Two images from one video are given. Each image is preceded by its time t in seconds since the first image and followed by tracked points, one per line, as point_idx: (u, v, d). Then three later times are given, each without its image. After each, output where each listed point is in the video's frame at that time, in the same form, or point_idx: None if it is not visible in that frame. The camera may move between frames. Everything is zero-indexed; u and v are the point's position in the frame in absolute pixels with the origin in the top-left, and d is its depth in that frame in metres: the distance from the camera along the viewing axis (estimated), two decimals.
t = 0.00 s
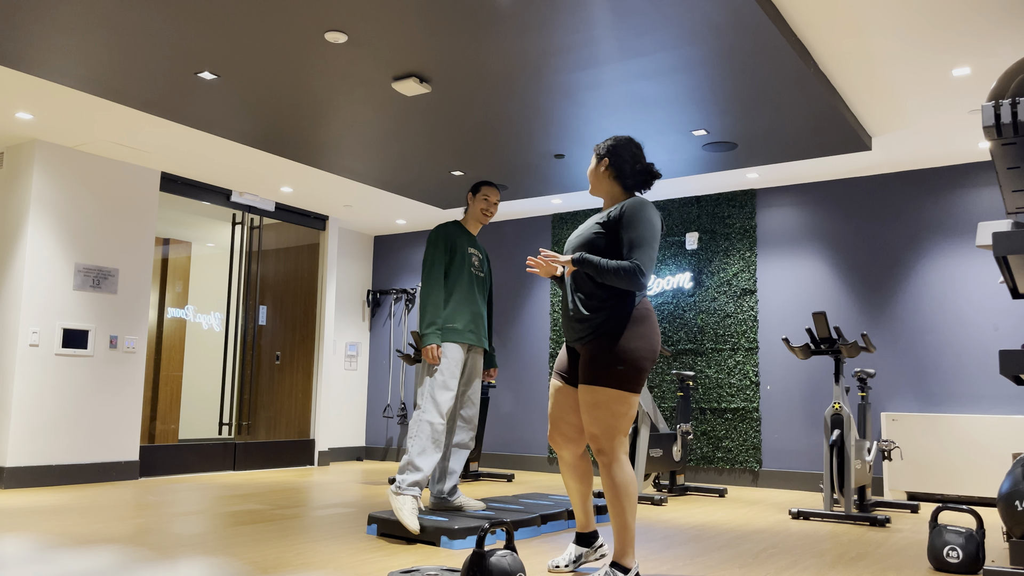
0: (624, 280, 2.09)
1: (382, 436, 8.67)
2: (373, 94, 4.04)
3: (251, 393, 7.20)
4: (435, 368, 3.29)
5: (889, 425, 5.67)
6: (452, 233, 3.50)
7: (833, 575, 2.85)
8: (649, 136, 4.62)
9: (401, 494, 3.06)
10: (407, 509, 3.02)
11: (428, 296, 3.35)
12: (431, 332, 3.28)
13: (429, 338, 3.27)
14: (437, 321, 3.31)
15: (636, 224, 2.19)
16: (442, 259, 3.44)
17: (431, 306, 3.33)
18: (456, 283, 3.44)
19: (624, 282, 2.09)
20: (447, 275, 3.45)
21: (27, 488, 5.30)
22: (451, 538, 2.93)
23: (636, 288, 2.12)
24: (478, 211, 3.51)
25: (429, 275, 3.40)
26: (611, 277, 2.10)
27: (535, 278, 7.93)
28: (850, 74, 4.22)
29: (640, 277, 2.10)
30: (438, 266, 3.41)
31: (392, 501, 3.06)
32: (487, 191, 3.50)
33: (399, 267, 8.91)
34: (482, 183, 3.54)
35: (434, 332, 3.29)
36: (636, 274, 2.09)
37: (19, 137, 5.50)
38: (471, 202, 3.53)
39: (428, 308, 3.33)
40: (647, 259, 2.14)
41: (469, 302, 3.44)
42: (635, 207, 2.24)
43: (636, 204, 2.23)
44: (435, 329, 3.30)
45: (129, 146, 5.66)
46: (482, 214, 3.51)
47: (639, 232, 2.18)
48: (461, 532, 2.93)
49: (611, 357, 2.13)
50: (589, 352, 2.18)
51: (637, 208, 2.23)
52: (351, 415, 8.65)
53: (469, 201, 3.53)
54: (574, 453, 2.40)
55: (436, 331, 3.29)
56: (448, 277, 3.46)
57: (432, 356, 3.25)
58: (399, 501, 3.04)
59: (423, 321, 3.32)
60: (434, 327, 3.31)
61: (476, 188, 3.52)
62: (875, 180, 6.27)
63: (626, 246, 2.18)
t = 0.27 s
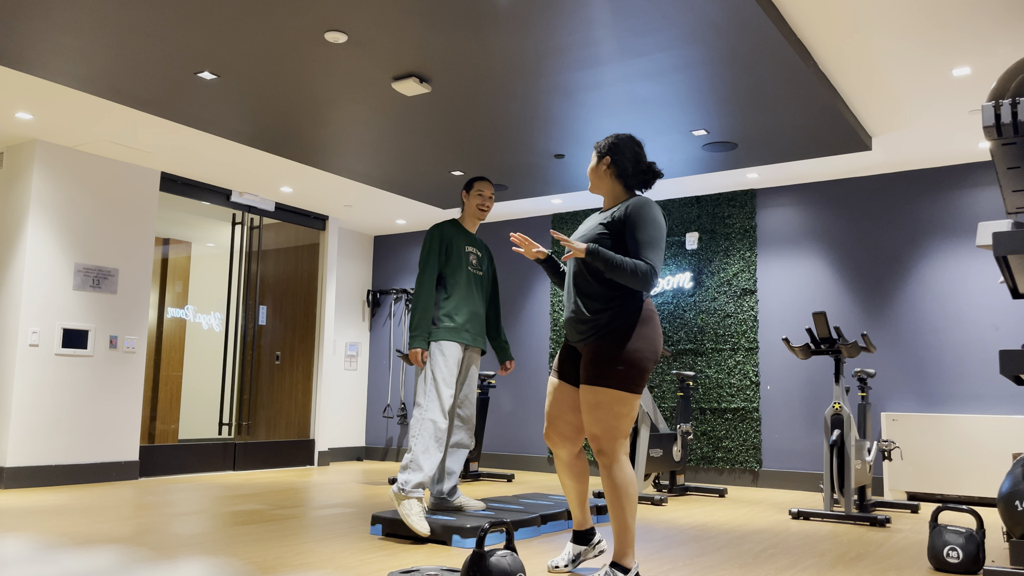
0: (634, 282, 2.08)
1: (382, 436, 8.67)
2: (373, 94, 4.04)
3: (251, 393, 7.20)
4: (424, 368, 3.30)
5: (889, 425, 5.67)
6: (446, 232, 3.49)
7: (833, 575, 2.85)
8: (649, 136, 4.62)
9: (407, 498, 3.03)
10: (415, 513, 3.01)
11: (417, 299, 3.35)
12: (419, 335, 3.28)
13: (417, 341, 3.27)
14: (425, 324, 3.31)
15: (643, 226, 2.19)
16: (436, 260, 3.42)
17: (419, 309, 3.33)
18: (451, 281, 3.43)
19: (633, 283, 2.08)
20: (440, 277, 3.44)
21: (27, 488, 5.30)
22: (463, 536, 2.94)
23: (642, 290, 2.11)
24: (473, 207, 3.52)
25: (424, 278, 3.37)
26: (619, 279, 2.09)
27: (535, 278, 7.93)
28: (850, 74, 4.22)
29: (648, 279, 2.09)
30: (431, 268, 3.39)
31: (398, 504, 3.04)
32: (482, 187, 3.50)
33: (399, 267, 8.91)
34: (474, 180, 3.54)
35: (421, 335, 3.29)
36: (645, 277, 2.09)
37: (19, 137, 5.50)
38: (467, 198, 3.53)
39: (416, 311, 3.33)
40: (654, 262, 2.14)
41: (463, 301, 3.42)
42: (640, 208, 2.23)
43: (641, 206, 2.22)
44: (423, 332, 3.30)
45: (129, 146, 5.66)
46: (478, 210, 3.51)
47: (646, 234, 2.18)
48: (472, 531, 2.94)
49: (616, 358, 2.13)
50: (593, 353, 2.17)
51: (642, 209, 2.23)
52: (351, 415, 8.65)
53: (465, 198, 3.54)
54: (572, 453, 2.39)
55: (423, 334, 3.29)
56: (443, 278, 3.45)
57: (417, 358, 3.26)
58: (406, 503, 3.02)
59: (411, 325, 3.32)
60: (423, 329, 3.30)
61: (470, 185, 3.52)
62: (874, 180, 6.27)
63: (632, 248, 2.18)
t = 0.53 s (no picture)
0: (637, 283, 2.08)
1: (382, 436, 8.67)
2: (373, 94, 4.04)
3: (251, 393, 7.20)
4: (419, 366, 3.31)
5: (889, 425, 5.66)
6: (439, 231, 3.47)
7: (833, 575, 2.85)
8: (649, 136, 4.62)
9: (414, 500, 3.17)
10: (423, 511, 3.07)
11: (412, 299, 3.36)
12: (414, 335, 3.29)
13: (412, 342, 3.27)
14: (419, 324, 3.32)
15: (644, 227, 2.19)
16: (429, 262, 3.42)
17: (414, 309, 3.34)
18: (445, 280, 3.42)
19: (638, 284, 2.08)
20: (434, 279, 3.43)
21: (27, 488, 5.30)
22: (467, 536, 2.93)
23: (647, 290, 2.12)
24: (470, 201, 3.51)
25: (417, 281, 3.37)
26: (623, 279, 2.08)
27: (535, 278, 7.93)
28: (850, 74, 4.22)
29: (651, 280, 2.10)
30: (424, 272, 3.39)
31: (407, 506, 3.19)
32: (477, 180, 3.50)
33: (399, 266, 8.91)
34: (468, 172, 3.54)
35: (416, 336, 3.29)
36: (648, 278, 2.09)
37: (19, 137, 5.50)
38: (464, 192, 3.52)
39: (411, 311, 3.33)
40: (657, 262, 2.14)
41: (457, 300, 3.41)
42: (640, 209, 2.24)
43: (641, 206, 2.23)
44: (418, 332, 3.30)
45: (128, 146, 5.66)
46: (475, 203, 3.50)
47: (647, 235, 2.18)
48: (475, 530, 2.93)
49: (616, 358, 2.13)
50: (593, 353, 2.17)
51: (642, 209, 2.23)
52: (351, 415, 8.65)
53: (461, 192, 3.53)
54: (572, 453, 2.38)
55: (418, 334, 3.30)
56: (437, 278, 3.45)
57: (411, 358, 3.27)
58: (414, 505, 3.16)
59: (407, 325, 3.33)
60: (418, 330, 3.31)
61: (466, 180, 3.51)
62: (875, 180, 6.27)
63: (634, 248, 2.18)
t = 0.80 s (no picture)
0: (631, 280, 2.07)
1: (382, 436, 8.67)
2: (374, 94, 4.04)
3: (251, 393, 7.20)
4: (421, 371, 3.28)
5: (889, 425, 5.66)
6: (431, 228, 3.43)
7: (833, 575, 2.85)
8: (649, 136, 4.62)
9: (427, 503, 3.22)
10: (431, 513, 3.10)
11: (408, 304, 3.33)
12: (413, 340, 3.25)
13: (411, 347, 3.24)
14: (418, 330, 3.28)
15: (639, 226, 2.19)
16: (422, 261, 3.38)
17: (411, 314, 3.30)
18: (443, 279, 3.39)
19: (630, 282, 2.08)
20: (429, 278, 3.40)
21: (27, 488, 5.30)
22: (467, 536, 2.94)
23: (639, 289, 2.11)
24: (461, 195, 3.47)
25: (412, 283, 3.35)
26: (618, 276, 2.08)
27: (535, 278, 7.93)
28: (849, 74, 4.22)
29: (646, 278, 2.09)
30: (419, 273, 3.36)
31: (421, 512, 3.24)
32: (468, 174, 3.45)
33: (399, 266, 8.91)
34: (456, 166, 3.48)
35: (414, 341, 3.26)
36: (643, 276, 2.08)
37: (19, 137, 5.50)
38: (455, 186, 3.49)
39: (408, 316, 3.30)
40: (652, 261, 2.14)
41: (454, 300, 3.38)
42: (636, 208, 2.24)
43: (637, 206, 2.23)
44: (416, 337, 3.27)
45: (128, 146, 5.66)
46: (465, 196, 3.45)
47: (641, 233, 2.18)
48: (475, 530, 2.94)
49: (613, 357, 2.13)
50: (590, 352, 2.17)
51: (638, 209, 2.23)
52: (351, 415, 8.65)
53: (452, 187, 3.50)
54: (564, 453, 2.38)
55: (417, 339, 3.26)
56: (433, 277, 3.41)
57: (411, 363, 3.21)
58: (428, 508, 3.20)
59: (405, 330, 3.30)
60: (416, 334, 3.28)
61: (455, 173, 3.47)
62: (874, 180, 6.27)
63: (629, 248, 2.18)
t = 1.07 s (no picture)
0: (625, 282, 2.07)
1: (382, 436, 8.67)
2: (373, 94, 4.04)
3: (251, 392, 7.20)
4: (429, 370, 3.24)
5: (889, 425, 5.66)
6: (434, 220, 3.40)
7: None
8: (649, 136, 4.62)
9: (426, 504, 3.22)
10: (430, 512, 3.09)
11: (417, 296, 3.25)
12: (423, 333, 3.17)
13: (422, 341, 3.15)
14: (427, 323, 3.21)
15: (630, 228, 2.19)
16: (427, 252, 3.34)
17: (419, 308, 3.23)
18: (445, 273, 3.37)
19: (622, 283, 2.08)
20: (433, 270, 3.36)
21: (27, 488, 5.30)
22: (467, 536, 2.94)
23: (631, 290, 2.11)
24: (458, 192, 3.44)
25: (417, 274, 3.28)
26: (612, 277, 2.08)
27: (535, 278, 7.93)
28: (849, 73, 4.22)
29: (639, 280, 2.09)
30: (425, 263, 3.31)
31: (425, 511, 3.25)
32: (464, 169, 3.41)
33: (399, 266, 8.91)
34: (453, 161, 3.44)
35: (425, 334, 3.18)
36: (635, 277, 2.09)
37: (19, 137, 5.50)
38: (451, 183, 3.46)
39: (415, 310, 3.23)
40: (643, 262, 2.14)
41: (456, 297, 3.37)
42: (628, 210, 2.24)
43: (628, 208, 2.23)
44: (426, 331, 3.19)
45: (128, 146, 5.66)
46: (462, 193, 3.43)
47: (633, 234, 2.19)
48: (475, 530, 2.95)
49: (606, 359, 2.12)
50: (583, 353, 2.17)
51: (629, 211, 2.23)
52: (351, 415, 8.65)
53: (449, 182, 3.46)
54: (576, 458, 2.36)
55: (427, 332, 3.18)
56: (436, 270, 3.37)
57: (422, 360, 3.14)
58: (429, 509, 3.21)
59: (413, 323, 3.20)
60: (425, 328, 3.20)
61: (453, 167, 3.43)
62: (875, 180, 6.27)
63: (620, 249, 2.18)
